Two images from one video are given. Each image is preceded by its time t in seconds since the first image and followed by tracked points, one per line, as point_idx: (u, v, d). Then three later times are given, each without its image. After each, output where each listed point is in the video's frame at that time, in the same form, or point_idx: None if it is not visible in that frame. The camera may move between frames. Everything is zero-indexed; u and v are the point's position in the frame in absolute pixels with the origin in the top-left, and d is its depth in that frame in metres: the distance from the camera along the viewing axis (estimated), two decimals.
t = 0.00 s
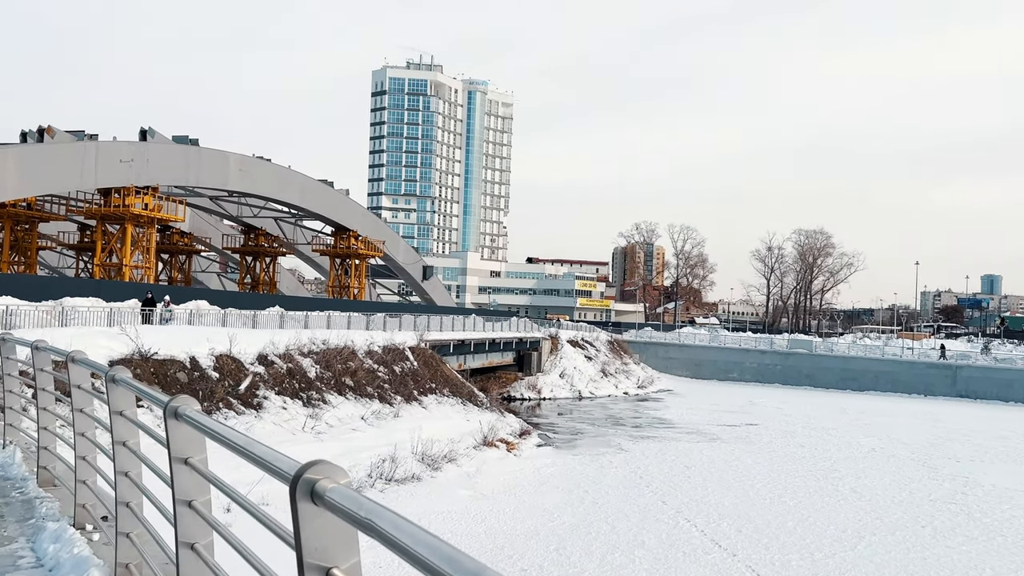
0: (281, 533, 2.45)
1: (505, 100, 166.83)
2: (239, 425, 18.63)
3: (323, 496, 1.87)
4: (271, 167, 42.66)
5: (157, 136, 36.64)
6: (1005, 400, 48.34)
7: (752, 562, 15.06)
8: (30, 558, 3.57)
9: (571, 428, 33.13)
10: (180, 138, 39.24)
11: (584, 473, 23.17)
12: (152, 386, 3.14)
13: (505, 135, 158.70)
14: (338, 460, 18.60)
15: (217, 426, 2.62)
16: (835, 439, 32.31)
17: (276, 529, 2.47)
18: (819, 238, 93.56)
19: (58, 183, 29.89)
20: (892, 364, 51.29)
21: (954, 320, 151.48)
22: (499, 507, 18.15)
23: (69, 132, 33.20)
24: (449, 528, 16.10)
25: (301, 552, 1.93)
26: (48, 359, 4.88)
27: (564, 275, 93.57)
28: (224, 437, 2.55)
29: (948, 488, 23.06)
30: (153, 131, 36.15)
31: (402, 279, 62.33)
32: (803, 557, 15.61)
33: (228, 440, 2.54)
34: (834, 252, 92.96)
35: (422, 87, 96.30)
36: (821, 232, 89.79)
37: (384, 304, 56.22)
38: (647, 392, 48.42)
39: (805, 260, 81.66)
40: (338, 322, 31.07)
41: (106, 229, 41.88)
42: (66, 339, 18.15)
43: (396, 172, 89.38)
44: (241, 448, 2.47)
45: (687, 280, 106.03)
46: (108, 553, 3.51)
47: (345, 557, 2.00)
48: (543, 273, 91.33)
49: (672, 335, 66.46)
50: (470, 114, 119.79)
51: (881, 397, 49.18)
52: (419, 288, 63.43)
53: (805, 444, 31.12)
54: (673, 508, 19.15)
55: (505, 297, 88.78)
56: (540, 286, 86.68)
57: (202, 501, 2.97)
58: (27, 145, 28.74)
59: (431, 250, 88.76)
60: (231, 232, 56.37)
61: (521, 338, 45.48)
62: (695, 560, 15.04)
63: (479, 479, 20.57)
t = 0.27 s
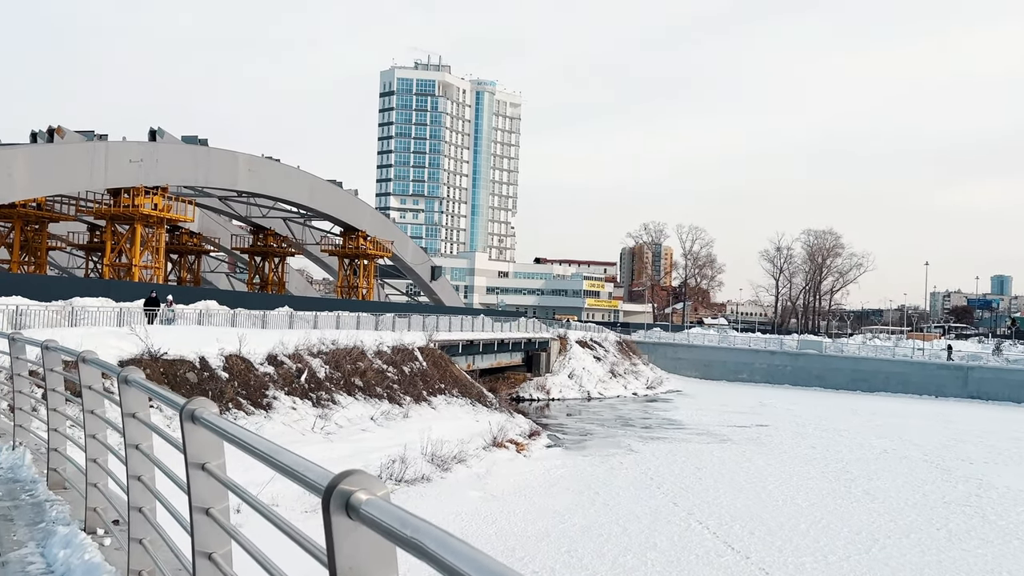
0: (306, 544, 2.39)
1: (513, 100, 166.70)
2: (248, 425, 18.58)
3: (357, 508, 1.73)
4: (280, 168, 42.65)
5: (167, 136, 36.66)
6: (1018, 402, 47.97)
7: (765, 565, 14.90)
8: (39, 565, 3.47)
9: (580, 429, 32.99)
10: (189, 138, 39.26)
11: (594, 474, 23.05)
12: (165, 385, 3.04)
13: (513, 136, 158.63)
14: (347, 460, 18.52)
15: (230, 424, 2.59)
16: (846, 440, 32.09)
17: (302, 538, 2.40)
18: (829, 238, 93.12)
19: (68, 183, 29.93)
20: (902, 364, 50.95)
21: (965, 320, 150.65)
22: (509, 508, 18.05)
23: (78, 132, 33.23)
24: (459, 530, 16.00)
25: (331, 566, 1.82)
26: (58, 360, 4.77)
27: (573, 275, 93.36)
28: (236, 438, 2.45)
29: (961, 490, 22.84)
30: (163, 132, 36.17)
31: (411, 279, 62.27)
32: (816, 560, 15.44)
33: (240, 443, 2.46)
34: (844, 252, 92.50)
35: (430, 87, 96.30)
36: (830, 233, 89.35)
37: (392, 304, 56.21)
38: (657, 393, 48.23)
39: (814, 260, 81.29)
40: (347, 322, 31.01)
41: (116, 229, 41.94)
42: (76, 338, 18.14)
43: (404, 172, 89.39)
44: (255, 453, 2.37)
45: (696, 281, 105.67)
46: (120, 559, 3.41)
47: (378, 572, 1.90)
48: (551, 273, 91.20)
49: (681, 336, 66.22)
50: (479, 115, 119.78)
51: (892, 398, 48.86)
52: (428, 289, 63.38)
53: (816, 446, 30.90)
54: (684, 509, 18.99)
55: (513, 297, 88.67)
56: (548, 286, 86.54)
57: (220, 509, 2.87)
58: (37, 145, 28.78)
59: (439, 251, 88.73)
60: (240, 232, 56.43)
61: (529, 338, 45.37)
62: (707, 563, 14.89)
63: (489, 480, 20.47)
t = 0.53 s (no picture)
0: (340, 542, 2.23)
1: (523, 100, 166.55)
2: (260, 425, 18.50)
3: (417, 529, 1.54)
4: (291, 167, 42.62)
5: (179, 136, 36.66)
6: None
7: (783, 568, 14.70)
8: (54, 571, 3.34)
9: (592, 430, 32.81)
10: (201, 138, 39.24)
11: (607, 475, 22.89)
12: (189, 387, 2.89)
13: (524, 136, 158.55)
14: (360, 461, 18.42)
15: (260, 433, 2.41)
16: (861, 442, 31.79)
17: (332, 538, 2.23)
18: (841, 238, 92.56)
19: (80, 183, 29.95)
20: (917, 365, 50.51)
21: (977, 321, 149.56)
22: (522, 510, 17.88)
23: (91, 132, 33.25)
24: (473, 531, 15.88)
25: None
26: (74, 358, 4.64)
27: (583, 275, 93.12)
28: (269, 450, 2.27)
29: (979, 493, 22.56)
30: (175, 132, 36.18)
31: (421, 279, 62.20)
32: (834, 563, 15.24)
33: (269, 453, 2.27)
34: (856, 252, 91.92)
35: (440, 87, 96.25)
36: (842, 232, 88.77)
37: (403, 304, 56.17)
38: (669, 393, 47.99)
39: (826, 260, 80.83)
40: (359, 322, 30.93)
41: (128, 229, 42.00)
42: (89, 338, 18.10)
43: (415, 172, 89.39)
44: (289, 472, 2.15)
45: (707, 281, 105.20)
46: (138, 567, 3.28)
47: None
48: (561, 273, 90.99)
49: (693, 336, 65.92)
50: (489, 115, 119.70)
51: (906, 399, 48.45)
52: (438, 289, 63.30)
53: (831, 447, 30.63)
54: (699, 511, 18.81)
55: (524, 297, 88.52)
56: (558, 286, 86.31)
57: (249, 520, 2.72)
58: (49, 145, 28.81)
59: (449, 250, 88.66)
60: (251, 232, 56.50)
61: (541, 339, 45.21)
62: (724, 566, 14.70)
63: (502, 481, 20.34)
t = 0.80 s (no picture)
0: (361, 543, 2.10)
1: (538, 99, 166.34)
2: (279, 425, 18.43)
3: (522, 568, 1.44)
4: (308, 168, 42.64)
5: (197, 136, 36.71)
6: None
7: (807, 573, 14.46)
8: None
9: (610, 431, 32.58)
10: (219, 138, 39.28)
11: (626, 477, 22.67)
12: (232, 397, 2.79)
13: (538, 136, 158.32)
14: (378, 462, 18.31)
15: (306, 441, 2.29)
16: (882, 444, 31.42)
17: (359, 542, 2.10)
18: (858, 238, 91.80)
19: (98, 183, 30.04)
20: (936, 366, 49.96)
21: (996, 322, 147.97)
22: (541, 511, 17.74)
23: (109, 132, 33.34)
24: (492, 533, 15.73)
25: None
26: (99, 361, 4.50)
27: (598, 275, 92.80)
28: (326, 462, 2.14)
29: (1004, 497, 22.21)
30: (192, 132, 36.24)
31: (437, 280, 62.11)
32: (859, 568, 14.99)
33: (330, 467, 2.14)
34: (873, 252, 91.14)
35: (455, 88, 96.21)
36: (859, 232, 88.06)
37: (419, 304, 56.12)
38: (686, 394, 47.70)
39: (843, 260, 80.17)
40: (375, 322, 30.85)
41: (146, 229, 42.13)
42: (107, 338, 18.07)
43: (430, 172, 89.37)
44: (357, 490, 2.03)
45: (722, 281, 104.64)
46: None
47: None
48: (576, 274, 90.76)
49: (709, 337, 65.54)
50: (504, 115, 119.57)
51: (926, 401, 47.94)
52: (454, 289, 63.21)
53: (851, 449, 30.29)
54: (720, 515, 18.59)
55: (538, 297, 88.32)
56: (573, 287, 86.06)
57: (297, 539, 2.55)
58: (68, 146, 28.89)
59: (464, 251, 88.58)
60: (267, 232, 56.61)
61: (557, 339, 45.03)
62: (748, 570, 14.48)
63: (520, 483, 20.19)
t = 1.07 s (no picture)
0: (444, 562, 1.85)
1: (557, 99, 166.03)
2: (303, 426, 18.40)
3: None
4: (330, 168, 42.67)
5: (219, 136, 36.79)
6: None
7: None
8: None
9: (632, 432, 32.38)
10: (241, 138, 39.37)
11: (650, 479, 22.46)
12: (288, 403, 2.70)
13: (557, 135, 158.17)
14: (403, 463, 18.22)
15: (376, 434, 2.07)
16: (909, 447, 30.98)
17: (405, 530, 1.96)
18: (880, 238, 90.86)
19: (123, 183, 30.19)
20: (962, 368, 49.30)
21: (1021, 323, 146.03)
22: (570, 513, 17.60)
23: (133, 132, 33.45)
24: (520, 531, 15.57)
25: None
26: (135, 360, 4.38)
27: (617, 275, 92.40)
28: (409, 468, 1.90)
29: None
30: (215, 132, 36.35)
31: (457, 280, 62.03)
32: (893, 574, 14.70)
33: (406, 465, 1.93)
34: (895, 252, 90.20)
35: (474, 88, 96.18)
36: (881, 232, 87.10)
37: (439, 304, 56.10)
38: (708, 396, 47.33)
39: (865, 261, 79.38)
40: (398, 322, 30.77)
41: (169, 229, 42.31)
42: (132, 338, 18.08)
43: (449, 172, 89.41)
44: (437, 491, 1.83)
45: (742, 281, 103.95)
46: None
47: None
48: (595, 274, 90.41)
49: (730, 337, 65.10)
50: (522, 115, 119.45)
51: (951, 403, 47.33)
52: (474, 289, 63.13)
53: (877, 451, 29.92)
54: (749, 518, 18.35)
55: (557, 298, 88.12)
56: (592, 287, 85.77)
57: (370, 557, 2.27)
58: (93, 147, 29.05)
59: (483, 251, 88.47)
60: (288, 232, 56.80)
61: (578, 340, 44.82)
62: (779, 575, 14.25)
63: (545, 484, 20.01)
